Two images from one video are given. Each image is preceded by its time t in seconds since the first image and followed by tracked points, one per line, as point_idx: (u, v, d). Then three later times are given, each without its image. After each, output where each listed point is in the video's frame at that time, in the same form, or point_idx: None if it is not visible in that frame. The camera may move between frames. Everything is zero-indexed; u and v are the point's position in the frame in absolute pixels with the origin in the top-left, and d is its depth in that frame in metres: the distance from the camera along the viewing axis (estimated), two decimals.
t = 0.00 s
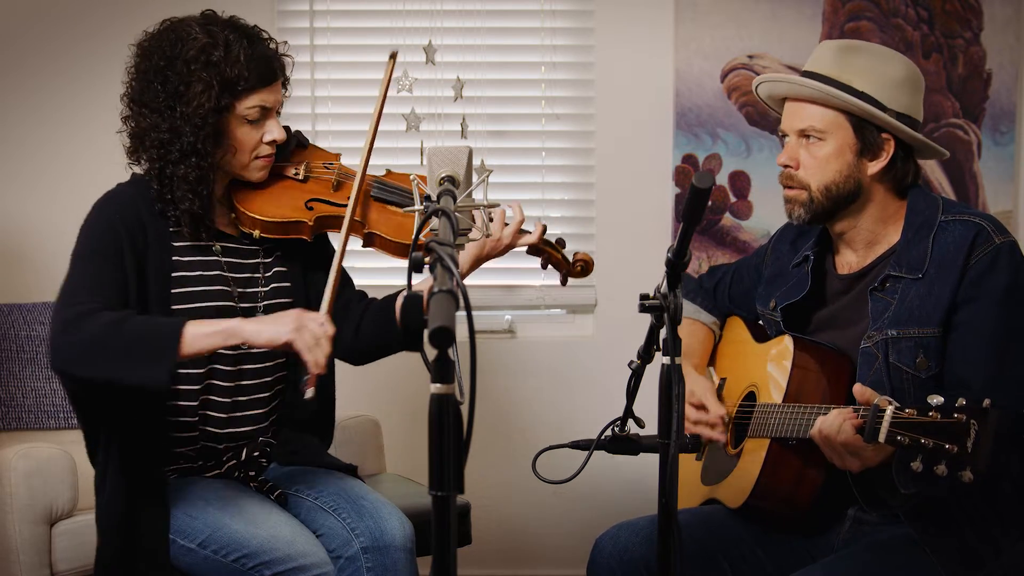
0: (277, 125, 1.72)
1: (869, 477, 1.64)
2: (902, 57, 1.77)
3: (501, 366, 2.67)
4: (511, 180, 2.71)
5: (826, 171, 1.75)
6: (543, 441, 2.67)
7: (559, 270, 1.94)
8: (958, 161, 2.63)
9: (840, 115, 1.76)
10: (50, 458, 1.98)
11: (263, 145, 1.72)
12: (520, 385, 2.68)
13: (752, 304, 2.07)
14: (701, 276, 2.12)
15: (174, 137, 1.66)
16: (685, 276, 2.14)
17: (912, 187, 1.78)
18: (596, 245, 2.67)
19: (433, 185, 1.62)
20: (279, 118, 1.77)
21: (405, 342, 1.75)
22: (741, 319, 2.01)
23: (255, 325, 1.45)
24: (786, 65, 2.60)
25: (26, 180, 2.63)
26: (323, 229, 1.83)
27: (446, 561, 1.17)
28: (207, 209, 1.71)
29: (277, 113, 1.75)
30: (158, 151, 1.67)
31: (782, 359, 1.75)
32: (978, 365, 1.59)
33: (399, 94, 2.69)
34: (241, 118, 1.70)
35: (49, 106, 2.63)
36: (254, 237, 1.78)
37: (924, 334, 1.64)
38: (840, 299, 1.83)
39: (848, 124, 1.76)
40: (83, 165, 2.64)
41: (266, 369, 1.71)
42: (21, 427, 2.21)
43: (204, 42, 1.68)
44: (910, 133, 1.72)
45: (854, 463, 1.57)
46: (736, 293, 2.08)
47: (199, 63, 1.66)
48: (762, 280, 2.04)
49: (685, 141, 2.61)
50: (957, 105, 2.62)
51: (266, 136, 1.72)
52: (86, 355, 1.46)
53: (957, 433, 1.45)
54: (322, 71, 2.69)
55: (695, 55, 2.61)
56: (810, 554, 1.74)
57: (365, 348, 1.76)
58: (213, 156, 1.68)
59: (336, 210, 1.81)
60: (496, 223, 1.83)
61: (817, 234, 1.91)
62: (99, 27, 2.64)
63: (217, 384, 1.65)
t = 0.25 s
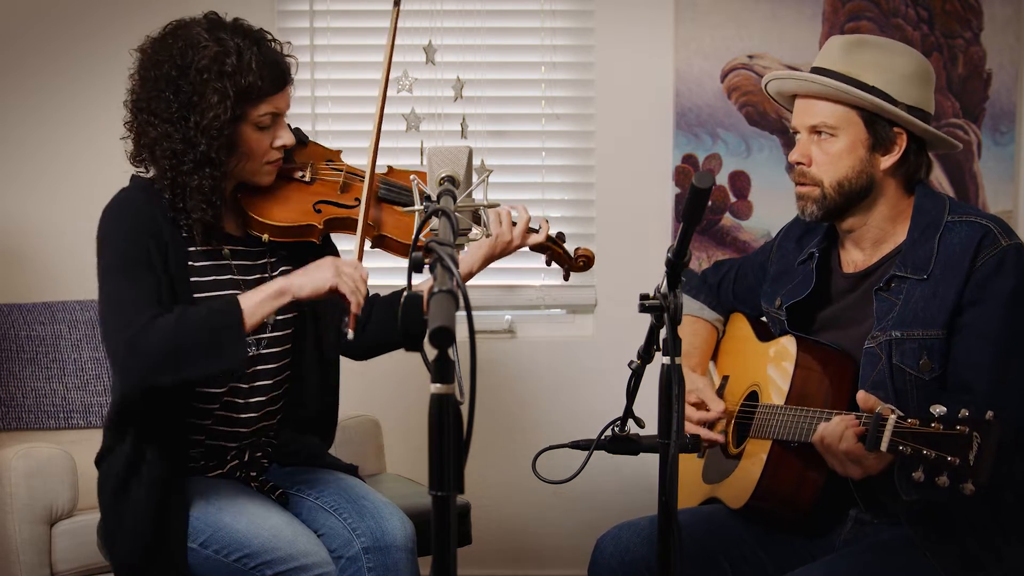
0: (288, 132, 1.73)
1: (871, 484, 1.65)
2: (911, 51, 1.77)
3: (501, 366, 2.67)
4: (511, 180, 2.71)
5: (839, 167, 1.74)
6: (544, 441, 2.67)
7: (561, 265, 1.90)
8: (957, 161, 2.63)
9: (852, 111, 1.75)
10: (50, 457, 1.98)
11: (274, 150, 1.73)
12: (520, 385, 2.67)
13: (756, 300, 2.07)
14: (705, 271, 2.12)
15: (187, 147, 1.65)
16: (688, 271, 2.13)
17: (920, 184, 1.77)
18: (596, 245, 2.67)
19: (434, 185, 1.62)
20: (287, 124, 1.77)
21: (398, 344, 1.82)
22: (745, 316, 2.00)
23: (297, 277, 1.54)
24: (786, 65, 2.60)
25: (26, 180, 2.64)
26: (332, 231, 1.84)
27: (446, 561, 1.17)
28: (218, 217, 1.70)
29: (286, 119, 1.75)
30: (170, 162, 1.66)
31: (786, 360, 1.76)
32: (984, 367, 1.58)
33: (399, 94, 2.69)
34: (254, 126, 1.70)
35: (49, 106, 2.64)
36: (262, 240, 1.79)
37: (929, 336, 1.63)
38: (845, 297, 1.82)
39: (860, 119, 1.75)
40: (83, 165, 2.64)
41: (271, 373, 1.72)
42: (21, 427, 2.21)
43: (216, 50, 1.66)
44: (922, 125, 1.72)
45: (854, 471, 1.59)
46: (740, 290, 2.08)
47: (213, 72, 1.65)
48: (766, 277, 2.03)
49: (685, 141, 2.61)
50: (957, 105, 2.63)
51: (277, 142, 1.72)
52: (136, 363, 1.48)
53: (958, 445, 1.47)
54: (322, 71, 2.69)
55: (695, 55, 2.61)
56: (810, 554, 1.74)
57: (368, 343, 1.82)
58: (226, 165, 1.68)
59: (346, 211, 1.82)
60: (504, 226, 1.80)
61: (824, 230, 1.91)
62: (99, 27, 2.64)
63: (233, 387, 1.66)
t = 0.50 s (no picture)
0: (293, 139, 1.73)
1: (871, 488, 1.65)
2: (908, 54, 1.76)
3: (501, 366, 2.67)
4: (511, 180, 2.71)
5: (835, 175, 1.74)
6: (544, 441, 2.67)
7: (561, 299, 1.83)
8: (957, 161, 2.63)
9: (848, 119, 1.75)
10: (50, 458, 1.98)
11: (277, 157, 1.73)
12: (520, 385, 2.67)
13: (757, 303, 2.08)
14: (704, 275, 2.14)
15: (189, 147, 1.66)
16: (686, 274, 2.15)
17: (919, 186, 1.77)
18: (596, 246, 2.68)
19: (435, 185, 1.63)
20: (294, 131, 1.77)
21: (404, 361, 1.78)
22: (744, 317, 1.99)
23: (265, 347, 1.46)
24: (786, 65, 2.60)
25: (26, 180, 2.64)
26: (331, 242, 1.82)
27: (446, 561, 1.17)
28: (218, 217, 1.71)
29: (293, 126, 1.75)
30: (173, 159, 1.67)
31: (786, 362, 1.76)
32: (976, 371, 1.58)
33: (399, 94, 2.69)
34: (258, 130, 1.70)
35: (49, 106, 2.64)
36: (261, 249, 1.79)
37: (928, 341, 1.63)
38: (843, 301, 1.83)
39: (856, 127, 1.75)
40: (83, 165, 2.64)
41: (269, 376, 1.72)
42: (21, 427, 2.21)
43: (226, 52, 1.67)
44: (915, 129, 1.72)
45: (853, 476, 1.56)
46: (738, 293, 2.10)
47: (219, 73, 1.66)
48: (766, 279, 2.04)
49: (685, 141, 2.61)
50: (957, 105, 2.63)
51: (281, 148, 1.72)
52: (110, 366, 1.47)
53: (957, 453, 1.47)
54: (322, 71, 2.69)
55: (695, 55, 2.61)
56: (810, 556, 1.74)
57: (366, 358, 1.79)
58: (228, 166, 1.69)
59: (346, 225, 1.80)
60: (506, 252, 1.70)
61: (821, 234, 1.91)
62: (99, 27, 2.64)
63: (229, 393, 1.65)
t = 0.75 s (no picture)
0: (289, 142, 1.73)
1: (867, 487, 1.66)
2: (895, 57, 1.77)
3: (501, 366, 2.67)
4: (510, 180, 2.71)
5: (824, 179, 1.75)
6: (544, 441, 2.67)
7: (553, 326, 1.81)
8: (957, 161, 2.63)
9: (836, 123, 1.75)
10: (50, 458, 1.98)
11: (273, 160, 1.73)
12: (519, 385, 2.67)
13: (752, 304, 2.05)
14: (697, 277, 2.12)
15: (185, 141, 1.69)
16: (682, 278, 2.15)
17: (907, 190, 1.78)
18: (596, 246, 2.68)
19: (433, 185, 1.65)
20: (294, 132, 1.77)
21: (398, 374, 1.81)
22: (741, 320, 1.99)
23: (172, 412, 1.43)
24: (786, 65, 2.59)
25: (26, 179, 2.64)
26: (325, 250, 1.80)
27: (446, 561, 1.17)
28: (211, 214, 1.72)
29: (292, 128, 1.75)
30: (169, 152, 1.70)
31: (780, 359, 1.76)
32: (971, 370, 1.59)
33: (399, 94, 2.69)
34: (254, 131, 1.71)
35: (49, 105, 2.64)
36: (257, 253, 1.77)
37: (921, 338, 1.64)
38: (837, 302, 1.82)
39: (845, 131, 1.75)
40: (83, 165, 2.64)
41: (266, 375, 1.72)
42: (20, 427, 2.21)
43: (228, 51, 1.70)
44: (903, 134, 1.72)
45: (848, 475, 1.60)
46: (733, 294, 2.08)
47: (217, 71, 1.69)
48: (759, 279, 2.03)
49: (685, 141, 2.61)
50: (957, 105, 2.62)
51: (276, 151, 1.72)
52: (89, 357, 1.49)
53: (951, 449, 1.46)
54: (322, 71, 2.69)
55: (696, 54, 2.61)
56: (809, 555, 1.73)
57: (359, 373, 1.81)
58: (222, 163, 1.70)
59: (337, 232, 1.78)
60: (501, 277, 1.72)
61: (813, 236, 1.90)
62: (99, 26, 2.63)
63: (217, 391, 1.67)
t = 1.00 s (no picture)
0: (282, 135, 1.73)
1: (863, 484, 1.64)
2: (891, 60, 1.77)
3: (501, 366, 2.67)
4: (510, 180, 2.71)
5: (817, 177, 1.75)
6: (544, 441, 2.67)
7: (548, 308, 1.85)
8: (957, 161, 2.63)
9: (829, 120, 1.75)
10: (50, 458, 1.98)
11: (267, 153, 1.73)
12: (519, 385, 2.67)
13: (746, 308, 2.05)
14: (691, 286, 2.14)
15: (179, 139, 1.68)
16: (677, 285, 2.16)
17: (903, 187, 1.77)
18: (596, 246, 2.68)
19: (434, 185, 1.63)
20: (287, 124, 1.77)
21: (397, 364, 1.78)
22: (736, 325, 1.98)
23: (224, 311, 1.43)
24: (786, 65, 2.59)
25: (27, 180, 2.63)
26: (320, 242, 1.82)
27: (447, 561, 1.17)
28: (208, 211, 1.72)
29: (285, 121, 1.75)
30: (164, 150, 1.69)
31: (775, 359, 1.76)
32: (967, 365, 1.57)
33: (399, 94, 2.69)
34: (247, 124, 1.71)
35: (48, 105, 2.63)
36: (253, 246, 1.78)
37: (916, 332, 1.63)
38: (830, 301, 1.82)
39: (838, 129, 1.75)
40: (83, 164, 2.63)
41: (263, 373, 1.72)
42: (20, 427, 2.21)
43: (218, 46, 1.70)
44: (897, 134, 1.72)
45: (842, 470, 1.58)
46: (727, 298, 2.08)
47: (208, 67, 1.68)
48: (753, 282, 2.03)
49: (685, 141, 2.61)
50: (957, 105, 2.62)
51: (270, 144, 1.72)
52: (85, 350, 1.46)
53: (945, 439, 1.44)
54: (322, 71, 2.69)
55: (695, 55, 2.61)
56: (807, 556, 1.73)
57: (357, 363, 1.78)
58: (217, 159, 1.70)
59: (334, 224, 1.80)
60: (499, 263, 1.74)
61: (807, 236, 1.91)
62: (99, 27, 2.63)
63: (217, 389, 1.66)
